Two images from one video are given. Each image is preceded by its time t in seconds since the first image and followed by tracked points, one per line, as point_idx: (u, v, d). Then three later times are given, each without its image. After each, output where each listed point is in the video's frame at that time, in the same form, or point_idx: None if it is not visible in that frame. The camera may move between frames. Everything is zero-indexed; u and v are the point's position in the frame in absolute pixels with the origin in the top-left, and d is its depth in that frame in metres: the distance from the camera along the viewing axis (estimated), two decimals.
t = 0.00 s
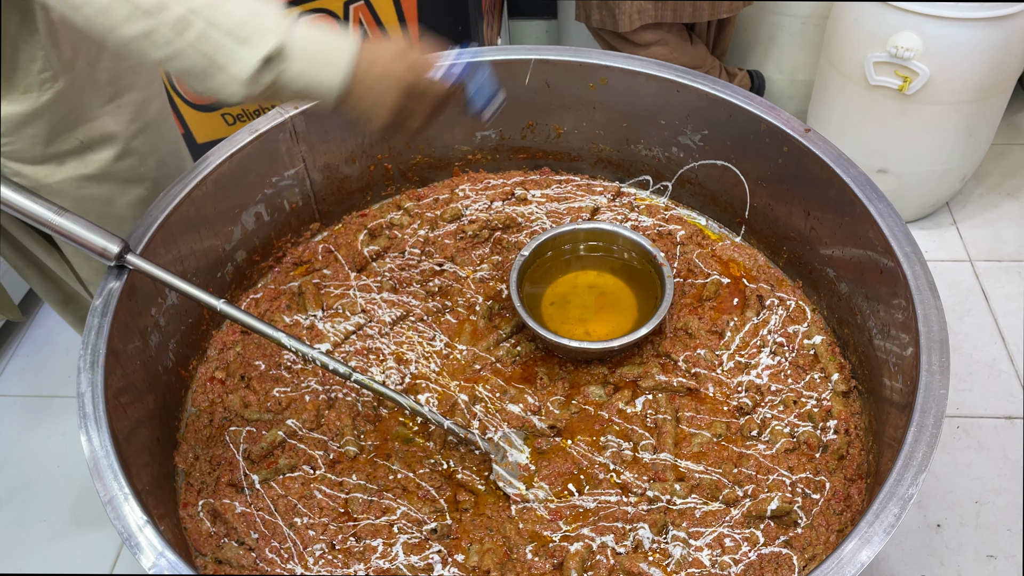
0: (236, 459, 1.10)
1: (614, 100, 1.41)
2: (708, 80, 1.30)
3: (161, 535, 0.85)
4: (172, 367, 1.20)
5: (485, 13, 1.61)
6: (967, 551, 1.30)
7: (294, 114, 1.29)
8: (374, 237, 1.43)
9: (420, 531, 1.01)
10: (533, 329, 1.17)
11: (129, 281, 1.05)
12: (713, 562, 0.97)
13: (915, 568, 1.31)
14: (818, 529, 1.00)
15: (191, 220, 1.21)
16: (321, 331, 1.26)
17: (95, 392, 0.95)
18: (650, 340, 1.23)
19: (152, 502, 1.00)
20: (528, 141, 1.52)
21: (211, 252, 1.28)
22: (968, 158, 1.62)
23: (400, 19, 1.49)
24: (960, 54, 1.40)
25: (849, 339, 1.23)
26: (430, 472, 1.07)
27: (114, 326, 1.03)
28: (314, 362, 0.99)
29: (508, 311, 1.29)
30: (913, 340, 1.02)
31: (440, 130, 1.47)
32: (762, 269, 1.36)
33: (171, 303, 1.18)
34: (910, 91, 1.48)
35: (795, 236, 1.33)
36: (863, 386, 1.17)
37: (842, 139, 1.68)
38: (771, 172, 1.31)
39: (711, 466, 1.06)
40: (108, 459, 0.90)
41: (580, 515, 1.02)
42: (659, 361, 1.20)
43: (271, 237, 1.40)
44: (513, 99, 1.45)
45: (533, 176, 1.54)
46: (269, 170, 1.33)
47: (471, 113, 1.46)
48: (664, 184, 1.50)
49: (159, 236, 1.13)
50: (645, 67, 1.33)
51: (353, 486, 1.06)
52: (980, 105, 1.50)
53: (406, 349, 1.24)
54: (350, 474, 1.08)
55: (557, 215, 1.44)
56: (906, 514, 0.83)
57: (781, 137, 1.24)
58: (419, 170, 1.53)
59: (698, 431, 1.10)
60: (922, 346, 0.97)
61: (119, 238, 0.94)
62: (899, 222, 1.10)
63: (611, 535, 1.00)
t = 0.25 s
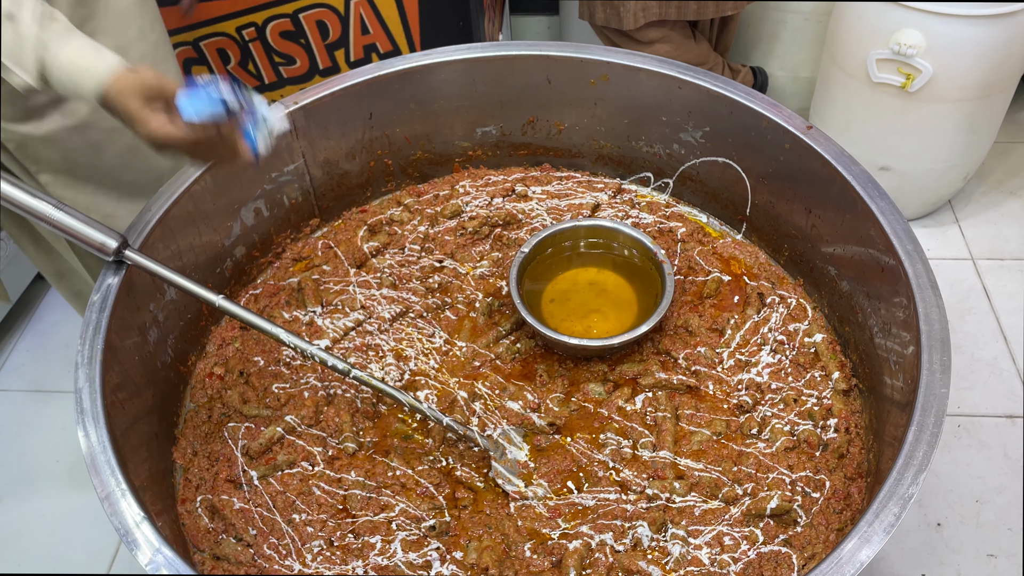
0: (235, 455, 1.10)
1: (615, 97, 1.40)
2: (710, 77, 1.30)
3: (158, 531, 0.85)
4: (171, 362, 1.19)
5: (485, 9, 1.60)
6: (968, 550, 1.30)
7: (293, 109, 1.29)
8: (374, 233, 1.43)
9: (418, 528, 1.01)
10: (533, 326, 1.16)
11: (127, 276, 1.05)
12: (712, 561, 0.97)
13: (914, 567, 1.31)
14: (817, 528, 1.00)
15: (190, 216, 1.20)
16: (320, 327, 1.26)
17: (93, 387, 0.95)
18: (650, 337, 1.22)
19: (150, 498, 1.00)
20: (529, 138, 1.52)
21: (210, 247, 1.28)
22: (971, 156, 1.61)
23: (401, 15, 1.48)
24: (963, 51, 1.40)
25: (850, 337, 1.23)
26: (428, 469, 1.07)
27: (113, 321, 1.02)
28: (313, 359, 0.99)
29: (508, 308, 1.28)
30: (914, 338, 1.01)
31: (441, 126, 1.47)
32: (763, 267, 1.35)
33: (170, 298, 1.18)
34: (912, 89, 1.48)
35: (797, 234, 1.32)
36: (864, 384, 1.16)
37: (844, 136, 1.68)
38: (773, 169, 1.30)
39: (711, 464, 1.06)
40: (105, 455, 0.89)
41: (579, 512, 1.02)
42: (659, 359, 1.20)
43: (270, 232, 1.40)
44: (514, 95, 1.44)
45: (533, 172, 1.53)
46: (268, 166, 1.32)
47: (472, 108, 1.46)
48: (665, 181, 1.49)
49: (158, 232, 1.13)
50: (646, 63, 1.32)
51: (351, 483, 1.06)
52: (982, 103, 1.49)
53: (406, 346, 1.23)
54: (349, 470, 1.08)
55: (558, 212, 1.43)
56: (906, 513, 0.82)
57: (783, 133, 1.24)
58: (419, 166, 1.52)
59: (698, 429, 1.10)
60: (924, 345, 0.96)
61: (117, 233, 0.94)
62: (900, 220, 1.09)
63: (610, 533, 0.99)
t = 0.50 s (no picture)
0: (239, 448, 1.11)
1: (619, 93, 1.40)
2: (713, 73, 1.30)
3: (163, 523, 0.86)
4: (175, 356, 1.20)
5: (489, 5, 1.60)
6: (968, 547, 1.30)
7: (297, 104, 1.29)
8: (377, 228, 1.43)
9: (421, 521, 1.01)
10: (536, 321, 1.17)
11: (132, 270, 1.05)
12: (714, 555, 0.97)
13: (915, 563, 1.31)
14: (819, 524, 1.00)
15: (195, 210, 1.21)
16: (323, 322, 1.26)
17: (98, 380, 0.95)
18: (652, 333, 1.22)
19: (154, 490, 1.00)
20: (533, 134, 1.52)
21: (214, 242, 1.28)
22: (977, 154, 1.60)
23: (405, 11, 1.48)
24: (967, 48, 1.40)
25: (852, 334, 1.23)
26: (431, 463, 1.07)
27: (118, 314, 1.03)
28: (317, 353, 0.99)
29: (510, 303, 1.29)
30: (917, 335, 1.02)
31: (445, 121, 1.47)
32: (766, 263, 1.35)
33: (174, 292, 1.18)
34: (916, 86, 1.48)
35: (800, 231, 1.32)
36: (866, 381, 1.17)
37: (847, 133, 1.68)
38: (776, 166, 1.31)
39: (713, 459, 1.06)
40: (111, 447, 0.90)
41: (581, 507, 1.03)
42: (661, 355, 1.20)
43: (274, 227, 1.40)
44: (518, 91, 1.44)
45: (536, 168, 1.53)
46: (272, 161, 1.33)
47: (476, 104, 1.46)
48: (668, 178, 1.49)
49: (163, 226, 1.13)
50: (649, 59, 1.32)
51: (354, 476, 1.06)
52: (986, 100, 1.49)
53: (409, 340, 1.24)
54: (352, 464, 1.08)
55: (561, 208, 1.44)
56: (907, 509, 0.83)
57: (786, 130, 1.24)
58: (423, 161, 1.52)
59: (700, 425, 1.10)
60: (926, 341, 0.97)
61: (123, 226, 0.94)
62: (904, 217, 1.09)
63: (612, 528, 1.00)
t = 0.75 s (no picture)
0: (241, 438, 1.11)
1: (622, 85, 1.40)
2: (717, 65, 1.29)
3: (166, 511, 0.86)
4: (178, 346, 1.20)
5: None
6: (970, 541, 1.30)
7: (300, 94, 1.29)
8: (380, 220, 1.43)
9: (423, 511, 1.02)
10: (538, 313, 1.16)
11: (135, 259, 1.05)
12: (715, 546, 0.97)
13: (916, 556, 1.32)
14: (820, 515, 1.00)
15: (198, 202, 1.21)
16: (326, 313, 1.26)
17: (101, 368, 0.95)
18: (654, 325, 1.22)
19: (157, 478, 1.01)
20: (535, 125, 1.52)
21: (217, 232, 1.28)
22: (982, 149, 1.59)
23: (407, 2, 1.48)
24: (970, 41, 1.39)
25: (854, 327, 1.23)
26: (433, 453, 1.07)
27: (121, 303, 1.03)
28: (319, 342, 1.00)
29: (513, 295, 1.29)
30: (919, 328, 1.02)
31: (447, 113, 1.47)
32: (768, 256, 1.35)
33: (177, 282, 1.18)
34: (919, 80, 1.47)
35: (803, 224, 1.32)
36: (868, 373, 1.17)
37: (850, 127, 1.67)
38: (779, 158, 1.30)
39: (714, 451, 1.06)
40: (114, 435, 0.90)
41: (582, 498, 1.03)
42: (664, 347, 1.20)
43: (276, 218, 1.40)
44: (521, 82, 1.44)
45: (539, 160, 1.53)
46: (275, 151, 1.33)
47: (478, 96, 1.46)
48: (671, 170, 1.49)
49: (166, 215, 1.13)
50: (652, 51, 1.32)
51: (356, 466, 1.06)
52: (989, 94, 1.49)
53: (411, 331, 1.24)
54: (354, 454, 1.08)
55: (563, 200, 1.43)
56: (909, 499, 0.83)
57: (790, 122, 1.24)
58: (425, 153, 1.52)
59: (702, 416, 1.10)
60: (928, 332, 0.97)
61: (125, 215, 0.94)
62: (907, 209, 1.09)
63: (614, 518, 1.00)
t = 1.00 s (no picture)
0: (239, 433, 1.11)
1: (622, 81, 1.40)
2: (716, 62, 1.29)
3: (164, 504, 0.86)
4: (177, 340, 1.20)
5: None
6: (967, 538, 1.30)
7: (300, 90, 1.29)
8: (379, 216, 1.43)
9: (421, 506, 1.02)
10: (537, 309, 1.17)
11: (134, 254, 1.05)
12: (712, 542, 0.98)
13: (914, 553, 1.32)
14: (818, 511, 1.01)
15: (197, 197, 1.21)
16: (325, 308, 1.26)
17: (99, 362, 0.95)
18: (653, 322, 1.22)
19: (156, 472, 1.01)
20: (535, 122, 1.52)
21: (216, 227, 1.28)
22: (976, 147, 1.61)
23: None
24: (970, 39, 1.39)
25: (853, 324, 1.23)
26: (431, 448, 1.08)
27: (120, 297, 1.03)
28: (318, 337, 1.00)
29: (512, 291, 1.29)
30: (917, 325, 1.02)
31: (447, 109, 1.47)
32: (767, 253, 1.35)
33: (176, 276, 1.18)
34: (919, 78, 1.47)
35: (802, 221, 1.32)
36: (866, 369, 1.17)
37: (850, 124, 1.67)
38: (779, 155, 1.30)
39: (712, 447, 1.06)
40: (111, 428, 0.90)
41: (580, 493, 1.03)
42: (662, 343, 1.20)
43: (276, 213, 1.40)
44: (520, 78, 1.44)
45: (538, 157, 1.53)
46: (274, 147, 1.33)
47: (478, 92, 1.46)
48: (670, 167, 1.49)
49: (165, 210, 1.13)
50: (652, 48, 1.32)
51: (354, 461, 1.07)
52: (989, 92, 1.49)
53: (410, 327, 1.24)
54: (352, 449, 1.08)
55: (562, 197, 1.43)
56: (905, 495, 0.83)
57: (789, 119, 1.24)
58: (425, 149, 1.52)
59: (700, 412, 1.10)
60: (926, 329, 0.97)
61: (124, 210, 0.94)
62: (906, 206, 1.09)
63: (611, 514, 1.00)
